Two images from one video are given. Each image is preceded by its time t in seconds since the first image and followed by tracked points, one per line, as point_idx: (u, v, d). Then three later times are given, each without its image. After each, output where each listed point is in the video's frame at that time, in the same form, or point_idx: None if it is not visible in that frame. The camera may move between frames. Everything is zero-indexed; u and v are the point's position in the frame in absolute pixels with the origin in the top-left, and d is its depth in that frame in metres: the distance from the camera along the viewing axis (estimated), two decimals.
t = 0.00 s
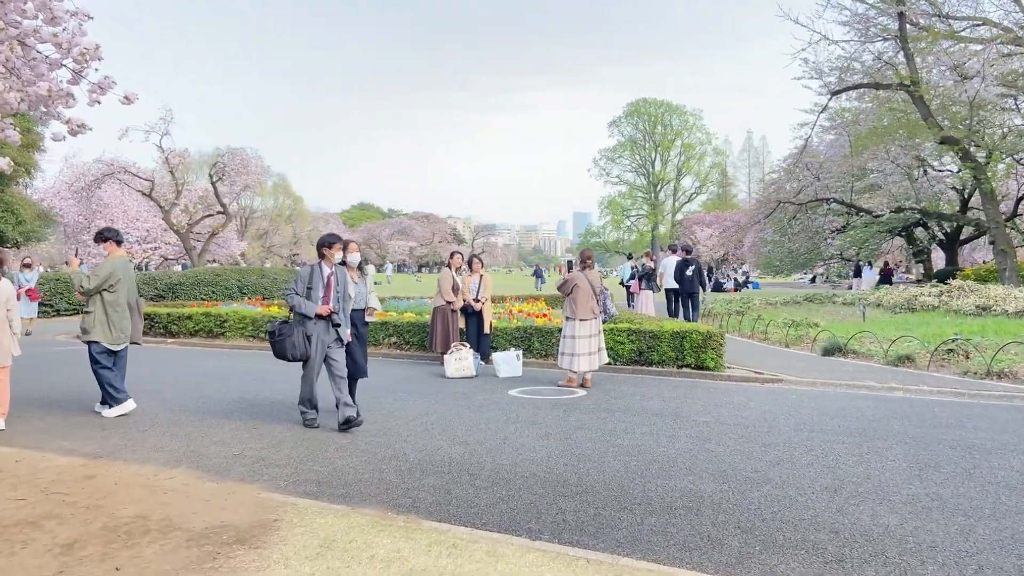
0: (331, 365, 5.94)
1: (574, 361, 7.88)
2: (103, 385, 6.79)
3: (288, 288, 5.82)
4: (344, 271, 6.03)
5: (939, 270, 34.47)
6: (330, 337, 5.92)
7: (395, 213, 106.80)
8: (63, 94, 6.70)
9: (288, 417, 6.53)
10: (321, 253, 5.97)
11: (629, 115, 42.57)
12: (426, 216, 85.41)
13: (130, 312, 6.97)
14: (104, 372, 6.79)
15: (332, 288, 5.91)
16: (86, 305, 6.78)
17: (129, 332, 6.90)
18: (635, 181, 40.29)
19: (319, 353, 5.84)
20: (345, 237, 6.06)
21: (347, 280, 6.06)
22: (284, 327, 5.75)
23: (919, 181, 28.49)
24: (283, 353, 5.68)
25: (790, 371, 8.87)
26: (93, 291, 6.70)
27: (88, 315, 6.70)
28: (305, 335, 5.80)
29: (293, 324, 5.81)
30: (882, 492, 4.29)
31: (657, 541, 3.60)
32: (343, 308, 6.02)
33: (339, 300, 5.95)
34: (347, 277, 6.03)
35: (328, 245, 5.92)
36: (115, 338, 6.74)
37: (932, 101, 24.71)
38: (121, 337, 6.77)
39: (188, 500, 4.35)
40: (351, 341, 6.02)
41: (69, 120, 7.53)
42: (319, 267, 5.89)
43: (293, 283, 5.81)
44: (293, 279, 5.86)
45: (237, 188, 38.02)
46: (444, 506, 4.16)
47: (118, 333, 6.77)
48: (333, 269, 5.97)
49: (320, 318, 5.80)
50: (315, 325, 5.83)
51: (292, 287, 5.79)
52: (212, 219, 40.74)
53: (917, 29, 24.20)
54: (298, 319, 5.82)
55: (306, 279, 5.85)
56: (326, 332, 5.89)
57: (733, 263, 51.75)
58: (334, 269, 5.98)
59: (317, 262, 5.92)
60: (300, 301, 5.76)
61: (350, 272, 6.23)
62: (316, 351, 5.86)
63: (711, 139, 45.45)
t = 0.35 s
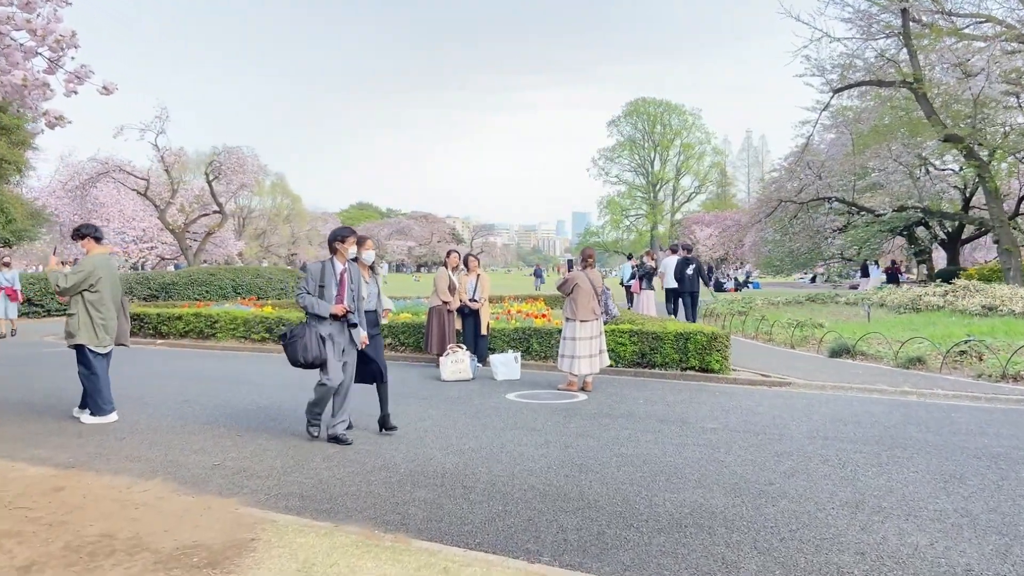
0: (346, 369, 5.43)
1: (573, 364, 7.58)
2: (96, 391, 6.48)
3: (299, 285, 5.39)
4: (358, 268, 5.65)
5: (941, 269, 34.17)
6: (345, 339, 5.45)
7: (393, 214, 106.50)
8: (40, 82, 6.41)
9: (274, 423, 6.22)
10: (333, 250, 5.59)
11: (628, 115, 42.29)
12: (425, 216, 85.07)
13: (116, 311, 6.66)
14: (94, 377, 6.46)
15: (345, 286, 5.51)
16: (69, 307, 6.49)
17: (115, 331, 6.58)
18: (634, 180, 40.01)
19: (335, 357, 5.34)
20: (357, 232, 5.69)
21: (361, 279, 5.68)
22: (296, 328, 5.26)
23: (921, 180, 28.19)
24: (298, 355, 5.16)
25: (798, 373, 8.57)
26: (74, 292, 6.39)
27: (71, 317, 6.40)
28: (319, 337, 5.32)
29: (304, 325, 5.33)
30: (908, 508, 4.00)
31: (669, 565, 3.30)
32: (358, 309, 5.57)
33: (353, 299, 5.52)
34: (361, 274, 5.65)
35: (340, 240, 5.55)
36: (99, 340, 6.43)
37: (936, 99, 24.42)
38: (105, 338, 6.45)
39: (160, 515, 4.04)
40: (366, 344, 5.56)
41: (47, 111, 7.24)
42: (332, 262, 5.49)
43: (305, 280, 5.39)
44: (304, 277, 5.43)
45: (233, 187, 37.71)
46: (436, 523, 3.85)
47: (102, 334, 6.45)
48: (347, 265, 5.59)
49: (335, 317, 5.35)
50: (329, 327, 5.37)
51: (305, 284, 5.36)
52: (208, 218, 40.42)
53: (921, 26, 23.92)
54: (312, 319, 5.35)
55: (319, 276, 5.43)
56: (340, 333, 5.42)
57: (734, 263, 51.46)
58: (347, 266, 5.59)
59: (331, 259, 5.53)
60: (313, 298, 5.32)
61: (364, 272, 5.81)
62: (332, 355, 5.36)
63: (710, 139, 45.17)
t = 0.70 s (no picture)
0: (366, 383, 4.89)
1: (576, 366, 7.29)
2: (79, 396, 6.18)
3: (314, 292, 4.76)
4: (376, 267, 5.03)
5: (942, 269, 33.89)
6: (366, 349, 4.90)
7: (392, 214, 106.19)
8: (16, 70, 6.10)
9: (263, 429, 5.91)
10: (349, 248, 4.94)
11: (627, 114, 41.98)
12: (423, 216, 84.71)
13: (102, 311, 6.35)
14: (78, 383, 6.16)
15: (365, 289, 4.91)
16: (53, 309, 6.18)
17: (102, 332, 6.28)
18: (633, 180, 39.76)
19: (355, 371, 4.80)
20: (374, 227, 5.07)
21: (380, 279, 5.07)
22: (311, 341, 4.69)
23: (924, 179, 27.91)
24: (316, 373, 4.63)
25: (809, 375, 8.26)
26: (56, 293, 6.07)
27: (54, 321, 6.09)
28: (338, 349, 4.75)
29: (320, 336, 4.76)
30: (942, 524, 3.71)
31: None
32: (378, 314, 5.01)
33: (372, 303, 4.94)
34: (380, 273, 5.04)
35: (356, 238, 4.92)
36: (85, 342, 6.13)
37: (940, 96, 24.10)
38: (91, 340, 6.15)
39: (134, 532, 3.75)
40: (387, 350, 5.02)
41: (28, 103, 6.94)
42: (349, 264, 4.87)
43: (321, 287, 4.77)
44: (319, 281, 4.80)
45: (229, 186, 37.42)
46: (433, 541, 3.54)
47: (88, 337, 6.15)
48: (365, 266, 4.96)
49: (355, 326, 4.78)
50: (347, 337, 4.80)
51: (320, 292, 4.74)
52: (205, 217, 40.10)
53: (924, 23, 23.63)
54: (329, 330, 4.77)
55: (336, 281, 4.81)
56: (361, 343, 4.86)
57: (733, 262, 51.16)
58: (365, 266, 4.97)
59: (346, 261, 4.89)
60: (331, 307, 4.72)
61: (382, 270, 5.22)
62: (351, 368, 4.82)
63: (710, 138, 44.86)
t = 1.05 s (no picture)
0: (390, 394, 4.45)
1: (580, 371, 7.00)
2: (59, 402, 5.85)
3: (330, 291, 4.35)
4: (399, 268, 4.66)
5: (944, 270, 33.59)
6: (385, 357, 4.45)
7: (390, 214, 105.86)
8: None
9: (252, 439, 5.62)
10: (370, 246, 4.57)
11: (626, 114, 41.69)
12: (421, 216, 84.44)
13: (98, 318, 6.02)
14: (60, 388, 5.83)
15: (384, 290, 4.52)
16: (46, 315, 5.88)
17: (96, 340, 5.95)
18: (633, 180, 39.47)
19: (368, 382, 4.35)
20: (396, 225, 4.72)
21: (402, 281, 4.69)
22: (326, 346, 4.23)
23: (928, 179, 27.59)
24: (330, 380, 4.16)
25: (821, 380, 7.97)
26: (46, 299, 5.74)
27: (46, 328, 5.80)
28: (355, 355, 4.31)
29: (335, 340, 4.30)
30: (980, 549, 3.42)
31: None
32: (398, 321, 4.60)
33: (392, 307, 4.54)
34: (402, 275, 4.67)
35: (378, 235, 4.55)
36: (75, 351, 5.81)
37: (945, 95, 23.80)
38: (83, 350, 5.84)
39: (105, 556, 3.46)
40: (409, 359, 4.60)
41: (8, 96, 6.64)
42: (370, 263, 4.49)
43: (337, 286, 4.37)
44: (335, 280, 4.40)
45: (226, 186, 37.08)
46: (430, 568, 3.25)
47: (78, 345, 5.82)
48: (386, 266, 4.60)
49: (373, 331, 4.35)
50: (364, 343, 4.35)
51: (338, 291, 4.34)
52: (201, 217, 39.79)
53: (929, 21, 23.34)
54: (345, 334, 4.34)
55: (354, 280, 4.41)
56: (380, 350, 4.42)
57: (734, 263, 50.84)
58: (386, 267, 4.60)
59: (367, 259, 4.51)
60: (348, 309, 4.30)
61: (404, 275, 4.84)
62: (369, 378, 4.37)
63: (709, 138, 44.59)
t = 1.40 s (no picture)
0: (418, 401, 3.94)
1: (579, 373, 6.71)
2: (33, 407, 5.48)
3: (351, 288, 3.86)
4: (430, 263, 4.12)
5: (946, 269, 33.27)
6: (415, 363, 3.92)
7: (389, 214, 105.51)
8: None
9: (231, 445, 5.31)
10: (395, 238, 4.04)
11: (625, 113, 41.41)
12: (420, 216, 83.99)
13: (99, 320, 5.60)
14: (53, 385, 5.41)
15: (413, 288, 3.98)
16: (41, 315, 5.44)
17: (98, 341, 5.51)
18: (632, 179, 39.18)
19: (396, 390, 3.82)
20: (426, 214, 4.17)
21: (433, 278, 4.14)
22: (348, 348, 3.76)
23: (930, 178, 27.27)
24: (349, 387, 3.69)
25: (830, 382, 7.67)
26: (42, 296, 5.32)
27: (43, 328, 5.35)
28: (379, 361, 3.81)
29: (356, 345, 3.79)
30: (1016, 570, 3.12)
31: None
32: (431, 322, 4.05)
33: (423, 306, 3.99)
34: (433, 270, 4.12)
35: (405, 225, 4.01)
36: (76, 351, 5.36)
37: (949, 92, 23.42)
38: (83, 350, 5.38)
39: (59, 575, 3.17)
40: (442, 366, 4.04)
41: None
42: (396, 257, 3.97)
43: (360, 281, 3.86)
44: (358, 276, 3.88)
45: (221, 185, 36.77)
46: None
47: (79, 345, 5.38)
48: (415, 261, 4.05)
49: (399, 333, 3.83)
50: (391, 347, 3.83)
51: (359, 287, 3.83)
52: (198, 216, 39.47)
53: (932, 17, 23.03)
54: (368, 335, 3.85)
55: (378, 275, 3.88)
56: (408, 354, 3.89)
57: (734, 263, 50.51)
58: (415, 261, 4.05)
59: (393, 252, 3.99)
60: (371, 307, 3.79)
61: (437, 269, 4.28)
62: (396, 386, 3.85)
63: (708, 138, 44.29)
